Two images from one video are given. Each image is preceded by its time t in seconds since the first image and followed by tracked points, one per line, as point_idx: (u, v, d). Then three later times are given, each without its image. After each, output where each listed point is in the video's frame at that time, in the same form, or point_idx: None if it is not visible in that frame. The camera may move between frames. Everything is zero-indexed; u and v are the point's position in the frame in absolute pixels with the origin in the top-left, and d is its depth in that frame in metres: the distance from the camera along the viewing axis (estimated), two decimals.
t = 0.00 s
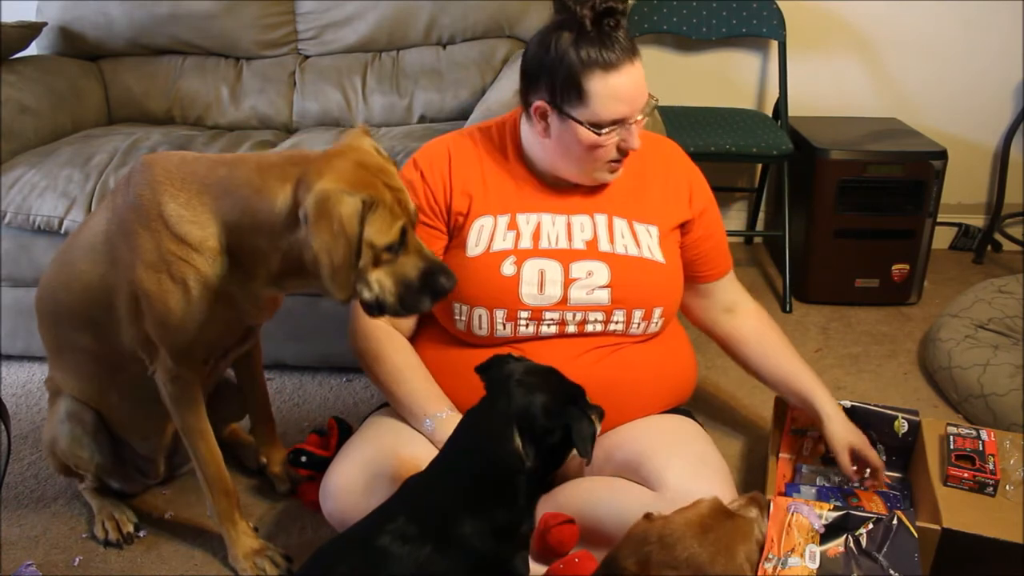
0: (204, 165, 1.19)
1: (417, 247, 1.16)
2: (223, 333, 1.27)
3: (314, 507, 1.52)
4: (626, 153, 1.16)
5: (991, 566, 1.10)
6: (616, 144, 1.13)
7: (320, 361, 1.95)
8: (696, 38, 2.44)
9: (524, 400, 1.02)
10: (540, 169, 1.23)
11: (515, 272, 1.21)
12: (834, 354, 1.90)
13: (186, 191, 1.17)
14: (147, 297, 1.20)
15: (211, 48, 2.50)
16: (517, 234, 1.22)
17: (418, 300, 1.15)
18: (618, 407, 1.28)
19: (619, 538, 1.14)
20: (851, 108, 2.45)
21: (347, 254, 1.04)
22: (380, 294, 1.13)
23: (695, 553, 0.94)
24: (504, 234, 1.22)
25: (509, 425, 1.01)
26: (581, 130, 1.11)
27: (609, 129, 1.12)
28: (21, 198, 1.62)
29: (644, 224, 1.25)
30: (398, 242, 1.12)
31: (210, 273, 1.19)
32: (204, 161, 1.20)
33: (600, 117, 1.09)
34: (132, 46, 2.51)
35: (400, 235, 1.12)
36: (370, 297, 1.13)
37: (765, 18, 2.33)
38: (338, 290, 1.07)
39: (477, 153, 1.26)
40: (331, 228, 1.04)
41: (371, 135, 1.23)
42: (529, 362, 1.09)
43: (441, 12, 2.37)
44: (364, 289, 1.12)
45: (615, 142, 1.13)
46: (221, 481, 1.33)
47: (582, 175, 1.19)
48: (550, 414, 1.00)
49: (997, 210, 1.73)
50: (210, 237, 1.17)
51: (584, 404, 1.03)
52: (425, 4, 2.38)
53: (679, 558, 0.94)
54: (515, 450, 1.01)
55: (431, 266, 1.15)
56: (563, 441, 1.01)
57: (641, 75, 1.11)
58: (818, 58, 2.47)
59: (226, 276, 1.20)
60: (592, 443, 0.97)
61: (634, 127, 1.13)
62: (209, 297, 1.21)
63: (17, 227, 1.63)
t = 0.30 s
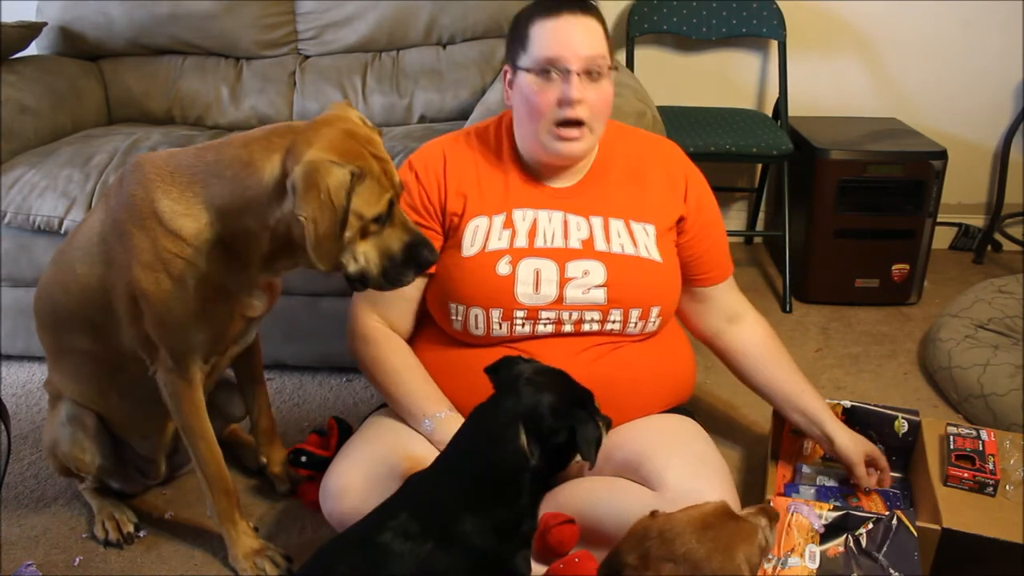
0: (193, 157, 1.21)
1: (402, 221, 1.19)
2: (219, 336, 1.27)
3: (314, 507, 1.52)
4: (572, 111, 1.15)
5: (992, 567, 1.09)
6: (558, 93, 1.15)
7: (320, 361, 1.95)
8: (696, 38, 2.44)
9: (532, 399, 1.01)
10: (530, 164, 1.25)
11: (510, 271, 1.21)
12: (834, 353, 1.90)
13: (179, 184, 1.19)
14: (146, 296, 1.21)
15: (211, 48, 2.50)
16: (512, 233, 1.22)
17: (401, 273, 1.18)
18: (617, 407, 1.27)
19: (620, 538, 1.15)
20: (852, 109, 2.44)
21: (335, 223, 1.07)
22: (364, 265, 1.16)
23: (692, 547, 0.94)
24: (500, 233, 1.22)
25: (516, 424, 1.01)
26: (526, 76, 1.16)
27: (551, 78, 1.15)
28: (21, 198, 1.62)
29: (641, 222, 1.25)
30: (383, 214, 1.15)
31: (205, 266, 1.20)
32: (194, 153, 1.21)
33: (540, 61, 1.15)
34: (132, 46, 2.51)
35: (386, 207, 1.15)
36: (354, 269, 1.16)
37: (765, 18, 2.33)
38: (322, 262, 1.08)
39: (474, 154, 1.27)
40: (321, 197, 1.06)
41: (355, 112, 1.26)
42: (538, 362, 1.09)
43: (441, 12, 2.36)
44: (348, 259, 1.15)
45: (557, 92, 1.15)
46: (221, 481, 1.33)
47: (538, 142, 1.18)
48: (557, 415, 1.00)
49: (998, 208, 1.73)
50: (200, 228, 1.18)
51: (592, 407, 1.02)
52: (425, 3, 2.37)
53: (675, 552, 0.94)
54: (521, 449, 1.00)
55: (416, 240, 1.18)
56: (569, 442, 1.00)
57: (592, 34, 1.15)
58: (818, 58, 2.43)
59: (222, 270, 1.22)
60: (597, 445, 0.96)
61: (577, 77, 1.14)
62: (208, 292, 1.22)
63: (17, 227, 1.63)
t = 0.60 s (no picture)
0: (189, 154, 1.21)
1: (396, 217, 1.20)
2: (217, 337, 1.27)
3: (315, 506, 1.52)
4: (550, 84, 1.16)
5: (992, 567, 1.13)
6: (537, 70, 1.17)
7: (320, 361, 1.95)
8: (696, 38, 2.44)
9: (534, 397, 1.01)
10: (526, 159, 1.25)
11: (507, 269, 1.21)
12: (834, 353, 1.90)
13: (176, 182, 1.20)
14: (146, 296, 1.21)
15: (211, 48, 2.50)
16: (510, 230, 1.22)
17: (395, 268, 1.18)
18: (616, 405, 1.27)
19: (620, 538, 1.15)
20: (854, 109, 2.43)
21: (331, 220, 1.07)
22: (358, 261, 1.16)
23: (690, 545, 0.95)
24: (498, 230, 1.23)
25: (517, 422, 1.01)
26: (509, 59, 1.20)
27: (532, 57, 1.19)
28: (22, 198, 1.62)
29: (640, 222, 1.25)
30: (376, 210, 1.16)
31: (203, 264, 1.21)
32: (190, 151, 1.21)
33: (521, 43, 1.19)
34: (132, 46, 2.51)
35: (379, 203, 1.16)
36: (348, 266, 1.16)
37: (765, 18, 2.33)
38: (323, 265, 1.07)
39: (473, 153, 1.28)
40: (314, 195, 1.06)
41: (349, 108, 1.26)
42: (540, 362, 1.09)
43: (441, 12, 2.36)
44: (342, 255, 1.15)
45: (537, 70, 1.18)
46: (221, 481, 1.33)
47: (521, 122, 1.20)
48: (557, 415, 1.00)
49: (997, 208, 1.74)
50: (194, 225, 1.19)
51: (594, 409, 1.01)
52: (425, 3, 2.37)
53: (674, 552, 0.94)
54: (522, 447, 1.00)
55: (410, 235, 1.18)
56: (570, 442, 1.00)
57: (576, 16, 1.19)
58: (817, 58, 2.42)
59: (219, 269, 1.22)
60: (597, 446, 0.96)
61: (556, 54, 1.17)
62: (204, 291, 1.22)
63: (17, 227, 1.63)
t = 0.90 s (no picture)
0: (187, 152, 1.21)
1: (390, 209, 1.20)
2: (216, 337, 1.27)
3: (314, 506, 1.52)
4: (538, 84, 1.17)
5: (991, 567, 1.12)
6: (524, 71, 1.18)
7: (320, 361, 1.95)
8: (696, 38, 2.44)
9: (535, 397, 1.01)
10: (521, 159, 1.26)
11: (506, 270, 1.21)
12: (834, 353, 1.89)
13: (174, 181, 1.20)
14: (145, 295, 1.21)
15: (211, 48, 2.50)
16: (508, 231, 1.22)
17: (391, 261, 1.18)
18: (616, 405, 1.27)
19: (619, 538, 1.15)
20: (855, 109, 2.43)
21: (323, 212, 1.08)
22: (354, 254, 1.16)
23: (689, 544, 0.95)
24: (496, 231, 1.23)
25: (519, 421, 1.01)
26: (498, 61, 1.21)
27: (520, 59, 1.19)
28: (21, 198, 1.62)
29: (638, 221, 1.25)
30: (370, 202, 1.16)
31: (202, 262, 1.21)
32: (188, 149, 1.22)
33: (509, 44, 1.20)
34: (132, 46, 2.51)
35: (373, 195, 1.16)
36: (343, 258, 1.16)
37: (765, 18, 2.33)
38: (313, 254, 1.08)
39: (470, 153, 1.28)
40: (308, 186, 1.06)
41: (344, 101, 1.26)
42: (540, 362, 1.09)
43: (441, 12, 2.36)
44: (337, 247, 1.15)
45: (524, 71, 1.18)
46: (221, 481, 1.33)
47: (512, 122, 1.21)
48: (557, 414, 1.00)
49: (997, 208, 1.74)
50: (193, 223, 1.19)
51: (594, 409, 1.02)
52: (425, 3, 2.37)
53: (673, 552, 0.94)
54: (523, 446, 1.00)
55: (405, 228, 1.18)
56: (570, 441, 1.00)
57: (565, 16, 1.19)
58: (817, 57, 2.42)
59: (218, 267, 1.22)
60: (597, 449, 0.97)
61: (543, 54, 1.18)
62: (201, 288, 1.22)
63: (17, 226, 1.62)
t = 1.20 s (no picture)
0: (185, 151, 1.21)
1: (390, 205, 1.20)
2: (215, 337, 1.27)
3: (314, 506, 1.52)
4: (536, 83, 1.17)
5: (991, 567, 1.10)
6: (522, 71, 1.18)
7: (320, 361, 1.95)
8: (696, 38, 2.44)
9: (537, 398, 1.02)
10: (521, 160, 1.26)
11: (505, 269, 1.21)
12: (834, 353, 1.89)
13: (174, 180, 1.20)
14: (145, 295, 1.21)
15: (211, 48, 2.50)
16: (507, 231, 1.22)
17: (391, 256, 1.18)
18: (617, 404, 1.28)
19: (620, 538, 1.15)
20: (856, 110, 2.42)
21: (324, 207, 1.07)
22: (354, 249, 1.17)
23: (687, 545, 0.94)
24: (495, 232, 1.22)
25: (521, 421, 1.01)
26: (496, 62, 1.21)
27: (518, 59, 1.19)
28: (22, 198, 1.62)
29: (637, 218, 1.25)
30: (370, 197, 1.17)
31: (202, 262, 1.21)
32: (186, 148, 1.22)
33: (507, 44, 1.20)
34: (132, 46, 2.51)
35: (373, 190, 1.17)
36: (344, 253, 1.16)
37: (765, 18, 2.33)
38: (313, 250, 1.07)
39: (468, 154, 1.28)
40: (308, 181, 1.06)
41: (342, 98, 1.26)
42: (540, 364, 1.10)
43: (441, 12, 2.36)
44: (337, 242, 1.15)
45: (522, 71, 1.18)
46: (221, 481, 1.33)
47: (511, 122, 1.21)
48: (560, 414, 1.00)
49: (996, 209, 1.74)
50: (193, 222, 1.19)
51: (595, 413, 1.02)
52: (425, 3, 2.37)
53: (674, 552, 0.94)
54: (526, 447, 1.00)
55: (405, 223, 1.18)
56: (569, 446, 1.00)
57: (562, 15, 1.19)
58: (818, 57, 2.43)
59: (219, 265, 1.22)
60: (593, 455, 0.97)
61: (541, 53, 1.17)
62: (201, 287, 1.22)
63: (17, 227, 1.62)
